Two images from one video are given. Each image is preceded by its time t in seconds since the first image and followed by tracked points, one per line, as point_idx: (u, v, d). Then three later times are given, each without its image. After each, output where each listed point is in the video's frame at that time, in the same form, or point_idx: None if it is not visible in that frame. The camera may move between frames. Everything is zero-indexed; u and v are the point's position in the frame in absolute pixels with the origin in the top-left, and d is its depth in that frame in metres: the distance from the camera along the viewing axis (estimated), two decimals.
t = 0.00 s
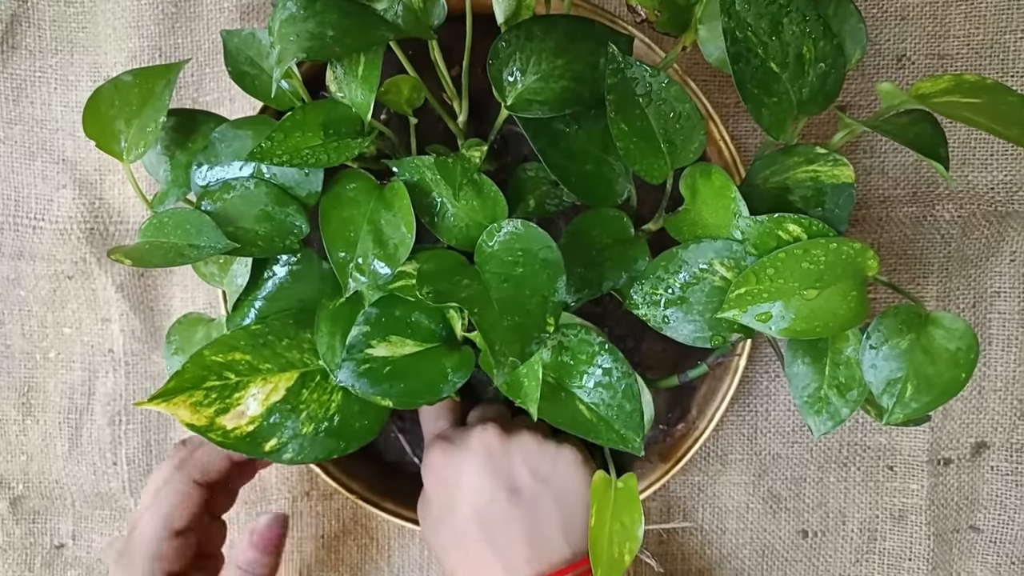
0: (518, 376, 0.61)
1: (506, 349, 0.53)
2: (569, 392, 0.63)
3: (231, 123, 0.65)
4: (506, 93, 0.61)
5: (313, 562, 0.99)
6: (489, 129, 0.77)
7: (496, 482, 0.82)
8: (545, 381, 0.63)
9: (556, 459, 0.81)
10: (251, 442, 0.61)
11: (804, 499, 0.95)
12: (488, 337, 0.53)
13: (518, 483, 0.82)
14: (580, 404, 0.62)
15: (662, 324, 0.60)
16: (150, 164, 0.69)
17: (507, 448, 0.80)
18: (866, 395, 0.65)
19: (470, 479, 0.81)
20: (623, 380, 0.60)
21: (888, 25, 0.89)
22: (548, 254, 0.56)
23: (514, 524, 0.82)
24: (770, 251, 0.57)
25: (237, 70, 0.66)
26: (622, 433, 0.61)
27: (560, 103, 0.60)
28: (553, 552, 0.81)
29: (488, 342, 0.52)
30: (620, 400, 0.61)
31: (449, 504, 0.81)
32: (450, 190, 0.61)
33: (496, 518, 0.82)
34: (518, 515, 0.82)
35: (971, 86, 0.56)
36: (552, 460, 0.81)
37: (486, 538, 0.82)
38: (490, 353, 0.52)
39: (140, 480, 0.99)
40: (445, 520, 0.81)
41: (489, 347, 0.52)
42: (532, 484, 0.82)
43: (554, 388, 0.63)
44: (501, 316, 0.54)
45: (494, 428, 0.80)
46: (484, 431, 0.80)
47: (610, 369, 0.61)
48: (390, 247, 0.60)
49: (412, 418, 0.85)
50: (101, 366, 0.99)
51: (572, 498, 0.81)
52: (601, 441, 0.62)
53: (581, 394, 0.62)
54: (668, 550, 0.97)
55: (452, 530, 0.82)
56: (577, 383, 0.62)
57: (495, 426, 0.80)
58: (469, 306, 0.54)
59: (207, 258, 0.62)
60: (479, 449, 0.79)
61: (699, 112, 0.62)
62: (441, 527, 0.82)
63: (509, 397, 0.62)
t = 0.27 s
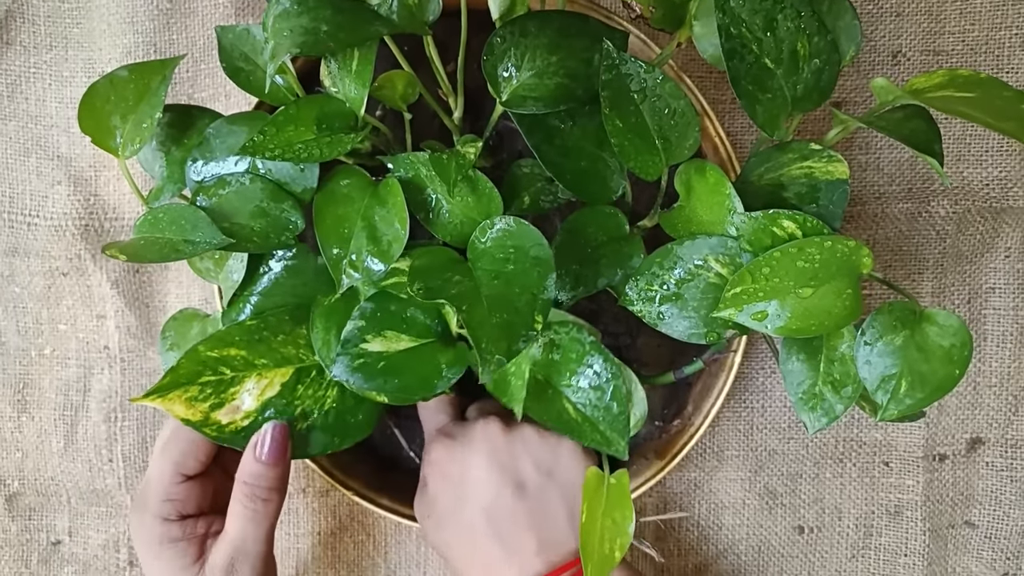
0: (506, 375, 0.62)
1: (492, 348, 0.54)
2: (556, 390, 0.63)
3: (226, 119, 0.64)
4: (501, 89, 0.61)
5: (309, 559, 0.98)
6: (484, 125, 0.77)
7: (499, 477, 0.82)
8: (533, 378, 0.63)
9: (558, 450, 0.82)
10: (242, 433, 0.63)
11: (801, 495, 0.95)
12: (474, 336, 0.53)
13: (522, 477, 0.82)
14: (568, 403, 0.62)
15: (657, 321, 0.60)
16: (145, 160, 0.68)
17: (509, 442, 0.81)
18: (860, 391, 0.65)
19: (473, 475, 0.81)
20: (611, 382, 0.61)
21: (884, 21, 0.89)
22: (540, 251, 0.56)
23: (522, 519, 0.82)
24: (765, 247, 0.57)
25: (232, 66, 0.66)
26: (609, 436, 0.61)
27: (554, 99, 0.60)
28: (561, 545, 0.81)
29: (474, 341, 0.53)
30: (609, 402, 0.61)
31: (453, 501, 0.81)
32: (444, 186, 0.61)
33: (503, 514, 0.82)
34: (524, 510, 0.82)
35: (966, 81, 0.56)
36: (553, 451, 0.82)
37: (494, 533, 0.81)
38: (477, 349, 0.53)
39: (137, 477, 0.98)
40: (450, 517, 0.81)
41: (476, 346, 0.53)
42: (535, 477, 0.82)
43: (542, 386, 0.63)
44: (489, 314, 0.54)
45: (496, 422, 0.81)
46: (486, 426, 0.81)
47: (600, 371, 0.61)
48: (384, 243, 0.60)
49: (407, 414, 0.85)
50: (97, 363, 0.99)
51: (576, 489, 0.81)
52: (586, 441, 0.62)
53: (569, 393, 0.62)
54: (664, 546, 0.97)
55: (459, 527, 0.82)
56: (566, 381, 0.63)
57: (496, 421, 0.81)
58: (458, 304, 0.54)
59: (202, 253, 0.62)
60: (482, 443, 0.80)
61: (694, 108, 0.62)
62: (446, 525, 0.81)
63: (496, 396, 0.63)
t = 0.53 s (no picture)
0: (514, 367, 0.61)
1: (498, 343, 0.53)
2: (561, 384, 0.63)
3: (228, 124, 0.64)
4: (502, 86, 0.61)
5: (310, 556, 0.99)
6: (485, 121, 0.77)
7: (492, 470, 0.83)
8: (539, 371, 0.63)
9: (547, 442, 0.83)
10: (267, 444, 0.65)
11: (800, 491, 0.95)
12: (480, 330, 0.53)
13: (512, 469, 0.83)
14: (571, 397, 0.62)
15: (658, 316, 0.60)
16: (146, 159, 0.68)
17: (498, 435, 0.81)
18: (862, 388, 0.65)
19: (464, 469, 0.81)
20: (615, 375, 0.61)
21: (884, 17, 0.89)
22: (543, 247, 0.56)
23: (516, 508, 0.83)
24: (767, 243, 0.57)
25: (231, 65, 0.66)
26: (612, 428, 0.61)
27: (556, 96, 0.60)
28: (554, 533, 0.82)
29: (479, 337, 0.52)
30: (612, 395, 0.61)
31: (446, 494, 0.82)
32: (446, 183, 0.61)
33: (495, 505, 0.83)
34: (517, 499, 0.83)
35: (967, 78, 0.56)
36: (543, 443, 0.83)
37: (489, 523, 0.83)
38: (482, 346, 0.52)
39: (137, 474, 0.98)
40: (444, 509, 0.83)
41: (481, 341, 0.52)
42: (526, 469, 0.83)
43: (548, 381, 0.63)
44: (494, 309, 0.54)
45: (483, 415, 0.80)
46: (474, 420, 0.80)
47: (603, 364, 0.61)
48: (388, 240, 0.60)
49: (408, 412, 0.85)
50: (97, 360, 0.99)
51: (566, 480, 0.83)
52: (593, 436, 0.62)
53: (574, 387, 0.63)
54: (664, 542, 0.97)
55: (452, 518, 0.83)
56: (570, 375, 0.63)
57: (484, 415, 0.80)
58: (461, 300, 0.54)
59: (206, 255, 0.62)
60: (470, 437, 0.80)
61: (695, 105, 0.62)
62: (440, 516, 0.83)
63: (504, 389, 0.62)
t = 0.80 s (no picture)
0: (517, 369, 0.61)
1: (503, 343, 0.52)
2: (563, 383, 0.63)
3: (228, 125, 0.64)
4: (503, 86, 0.61)
5: (311, 557, 0.99)
6: (485, 122, 0.76)
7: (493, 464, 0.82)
8: (540, 371, 0.63)
9: (545, 430, 0.82)
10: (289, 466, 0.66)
11: (801, 491, 0.95)
12: (484, 330, 0.52)
13: (515, 462, 0.82)
14: (574, 396, 0.62)
15: (660, 316, 0.60)
16: (146, 160, 0.68)
17: (495, 431, 0.80)
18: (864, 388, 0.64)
19: (465, 465, 0.81)
20: (617, 374, 0.61)
21: (885, 17, 0.89)
22: (545, 247, 0.56)
23: (522, 498, 0.82)
24: (769, 243, 0.57)
25: (231, 65, 0.66)
26: (615, 427, 0.61)
27: (557, 96, 0.60)
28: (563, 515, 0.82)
29: (484, 335, 0.52)
30: (614, 394, 0.61)
31: (451, 493, 0.82)
32: (447, 184, 0.61)
33: (502, 498, 0.83)
34: (522, 490, 0.82)
35: (970, 77, 0.56)
36: (540, 432, 0.82)
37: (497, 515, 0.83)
38: (488, 346, 0.52)
39: (136, 476, 0.98)
40: (451, 508, 0.82)
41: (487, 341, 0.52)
42: (528, 460, 0.83)
43: (549, 380, 0.63)
44: (498, 308, 0.54)
45: (477, 413, 0.79)
46: (468, 418, 0.79)
47: (606, 363, 0.61)
48: (388, 240, 0.59)
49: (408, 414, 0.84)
50: (95, 362, 0.99)
51: (569, 463, 0.82)
52: (594, 435, 0.61)
53: (576, 386, 0.62)
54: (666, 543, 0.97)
55: (462, 516, 0.83)
56: (571, 375, 0.63)
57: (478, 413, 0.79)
58: (465, 300, 0.54)
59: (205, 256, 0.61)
60: (467, 436, 0.79)
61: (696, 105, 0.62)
62: (449, 516, 0.83)
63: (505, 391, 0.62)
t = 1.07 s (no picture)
0: (511, 385, 0.61)
1: (499, 341, 0.52)
2: (558, 398, 0.63)
3: (227, 123, 0.64)
4: (501, 82, 0.61)
5: (310, 555, 0.99)
6: (484, 119, 0.76)
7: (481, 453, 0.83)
8: (536, 386, 0.63)
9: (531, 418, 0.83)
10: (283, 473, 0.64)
11: (800, 488, 0.95)
12: (482, 324, 0.52)
13: (499, 449, 0.83)
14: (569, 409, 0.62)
15: (658, 312, 0.60)
16: (144, 157, 0.68)
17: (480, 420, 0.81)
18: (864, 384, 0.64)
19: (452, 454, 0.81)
20: (612, 387, 0.61)
21: (884, 13, 0.88)
22: (543, 244, 0.56)
23: (508, 484, 0.83)
24: (767, 238, 0.57)
25: (229, 62, 0.66)
26: (610, 440, 0.61)
27: (556, 92, 0.60)
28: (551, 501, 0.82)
29: (481, 333, 0.52)
30: (609, 406, 0.61)
31: (439, 482, 0.82)
32: (445, 180, 0.61)
33: (490, 486, 0.83)
34: (507, 476, 0.83)
35: (969, 73, 0.56)
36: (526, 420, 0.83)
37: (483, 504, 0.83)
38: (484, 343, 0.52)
39: (135, 473, 0.98)
40: (438, 497, 0.82)
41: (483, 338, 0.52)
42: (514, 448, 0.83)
43: (544, 394, 0.63)
44: (495, 306, 0.54)
45: (462, 402, 0.79)
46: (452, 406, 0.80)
47: (601, 375, 0.62)
48: (388, 240, 0.60)
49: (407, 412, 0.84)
50: (94, 359, 0.99)
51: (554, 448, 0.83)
52: (589, 448, 0.61)
53: (571, 401, 0.63)
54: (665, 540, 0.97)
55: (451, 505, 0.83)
56: (566, 389, 0.63)
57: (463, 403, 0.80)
58: (463, 297, 0.54)
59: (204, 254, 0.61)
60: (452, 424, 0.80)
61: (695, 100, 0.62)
62: (438, 505, 0.83)
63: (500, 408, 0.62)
